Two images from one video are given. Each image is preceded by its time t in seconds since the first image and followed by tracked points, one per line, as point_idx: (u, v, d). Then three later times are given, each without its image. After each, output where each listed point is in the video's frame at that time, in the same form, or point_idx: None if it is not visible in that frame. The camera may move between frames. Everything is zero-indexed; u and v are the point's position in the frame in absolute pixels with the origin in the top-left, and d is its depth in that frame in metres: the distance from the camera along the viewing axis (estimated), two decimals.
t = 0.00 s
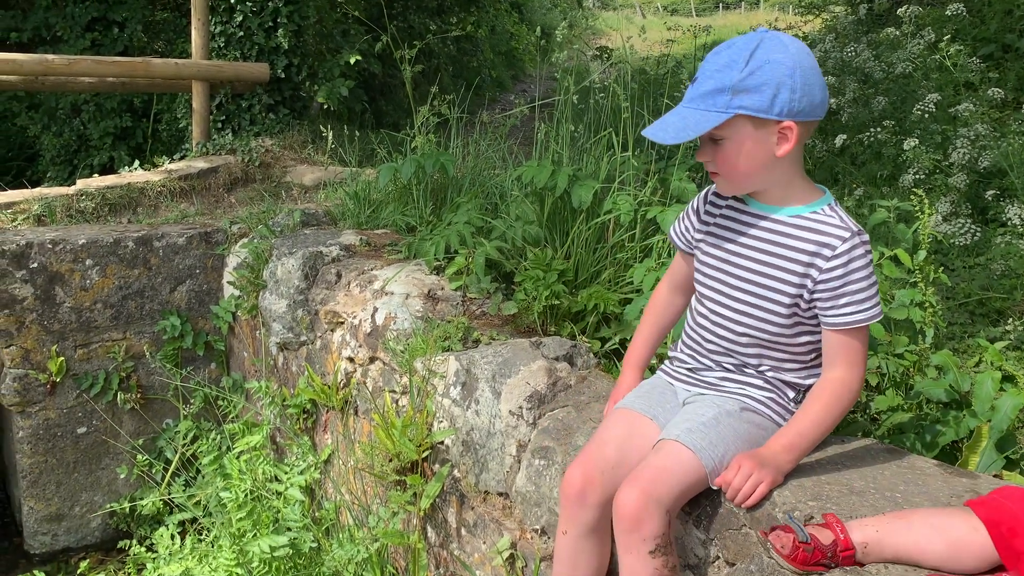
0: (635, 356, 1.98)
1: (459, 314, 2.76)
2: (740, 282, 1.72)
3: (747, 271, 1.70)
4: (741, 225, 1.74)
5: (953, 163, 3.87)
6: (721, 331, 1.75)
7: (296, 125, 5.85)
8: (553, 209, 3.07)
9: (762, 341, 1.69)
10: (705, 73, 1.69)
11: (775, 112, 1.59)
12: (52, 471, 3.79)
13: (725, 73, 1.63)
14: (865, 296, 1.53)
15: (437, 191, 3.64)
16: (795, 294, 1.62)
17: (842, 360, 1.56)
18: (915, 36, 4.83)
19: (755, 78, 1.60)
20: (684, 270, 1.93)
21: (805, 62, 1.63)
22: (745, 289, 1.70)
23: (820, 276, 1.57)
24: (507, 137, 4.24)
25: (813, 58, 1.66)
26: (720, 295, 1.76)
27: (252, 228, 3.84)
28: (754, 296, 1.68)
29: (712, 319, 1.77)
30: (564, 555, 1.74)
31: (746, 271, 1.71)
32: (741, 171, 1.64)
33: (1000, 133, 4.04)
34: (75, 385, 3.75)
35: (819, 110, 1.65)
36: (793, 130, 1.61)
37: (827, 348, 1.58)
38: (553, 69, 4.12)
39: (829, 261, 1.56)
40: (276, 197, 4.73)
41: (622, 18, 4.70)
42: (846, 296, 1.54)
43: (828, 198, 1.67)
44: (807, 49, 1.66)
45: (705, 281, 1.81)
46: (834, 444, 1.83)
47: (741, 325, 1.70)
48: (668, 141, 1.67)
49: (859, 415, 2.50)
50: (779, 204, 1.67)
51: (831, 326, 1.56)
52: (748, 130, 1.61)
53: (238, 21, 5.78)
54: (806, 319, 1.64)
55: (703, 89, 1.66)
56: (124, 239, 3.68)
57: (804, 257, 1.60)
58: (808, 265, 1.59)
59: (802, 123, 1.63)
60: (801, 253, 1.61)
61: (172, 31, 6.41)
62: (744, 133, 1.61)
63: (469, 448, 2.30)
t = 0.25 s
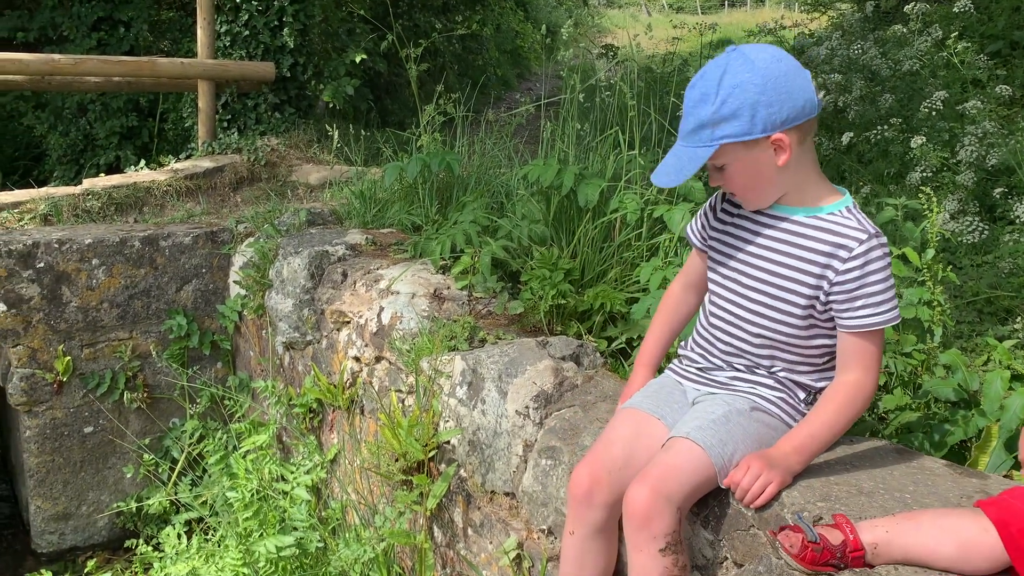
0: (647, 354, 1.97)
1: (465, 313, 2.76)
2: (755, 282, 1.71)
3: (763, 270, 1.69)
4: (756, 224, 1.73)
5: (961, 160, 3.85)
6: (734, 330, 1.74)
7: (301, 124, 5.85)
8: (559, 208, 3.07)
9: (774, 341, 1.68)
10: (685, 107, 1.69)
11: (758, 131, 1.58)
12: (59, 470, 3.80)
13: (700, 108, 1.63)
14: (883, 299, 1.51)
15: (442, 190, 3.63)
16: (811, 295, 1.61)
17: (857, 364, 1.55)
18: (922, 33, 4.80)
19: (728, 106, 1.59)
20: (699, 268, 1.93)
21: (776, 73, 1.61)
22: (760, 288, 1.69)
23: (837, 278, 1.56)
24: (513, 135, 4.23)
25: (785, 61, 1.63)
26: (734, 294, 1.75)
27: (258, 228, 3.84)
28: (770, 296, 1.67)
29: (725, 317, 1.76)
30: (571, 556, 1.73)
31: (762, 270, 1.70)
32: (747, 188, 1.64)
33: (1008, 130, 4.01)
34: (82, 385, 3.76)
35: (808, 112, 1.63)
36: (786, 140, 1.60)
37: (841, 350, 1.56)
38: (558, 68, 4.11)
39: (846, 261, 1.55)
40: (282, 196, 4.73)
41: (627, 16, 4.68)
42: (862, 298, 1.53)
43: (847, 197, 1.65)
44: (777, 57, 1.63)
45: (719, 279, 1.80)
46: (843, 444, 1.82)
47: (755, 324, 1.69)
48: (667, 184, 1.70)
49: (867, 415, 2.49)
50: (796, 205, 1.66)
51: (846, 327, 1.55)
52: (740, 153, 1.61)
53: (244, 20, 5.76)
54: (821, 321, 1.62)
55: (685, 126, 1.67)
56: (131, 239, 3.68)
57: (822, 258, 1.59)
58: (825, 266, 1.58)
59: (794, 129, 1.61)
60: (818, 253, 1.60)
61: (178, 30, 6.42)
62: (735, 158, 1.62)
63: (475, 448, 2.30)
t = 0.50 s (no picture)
0: (647, 356, 1.97)
1: (470, 313, 2.76)
2: (758, 283, 1.70)
3: (766, 272, 1.69)
4: (759, 224, 1.72)
5: (966, 159, 3.83)
6: (739, 332, 1.73)
7: (305, 124, 5.86)
8: (563, 207, 3.07)
9: (778, 342, 1.67)
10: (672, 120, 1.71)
11: (742, 138, 1.59)
12: (65, 470, 3.81)
13: (684, 120, 1.65)
14: (887, 297, 1.50)
15: (446, 190, 3.63)
16: (814, 295, 1.60)
17: (862, 363, 1.54)
18: (927, 31, 4.78)
19: (710, 116, 1.61)
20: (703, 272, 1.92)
21: (757, 78, 1.61)
22: (764, 290, 1.69)
23: (840, 278, 1.55)
24: (517, 135, 4.23)
25: (766, 66, 1.63)
26: (738, 296, 1.75)
27: (262, 228, 3.85)
28: (773, 297, 1.67)
29: (730, 319, 1.76)
30: (576, 557, 1.74)
31: (765, 271, 1.69)
32: (739, 195, 1.65)
33: (1014, 128, 4.00)
34: (87, 385, 3.76)
35: (792, 114, 1.61)
36: (772, 144, 1.60)
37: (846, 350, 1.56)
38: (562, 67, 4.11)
39: (848, 261, 1.54)
40: (286, 196, 4.74)
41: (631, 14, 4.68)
42: (866, 297, 1.52)
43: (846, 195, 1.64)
44: (757, 61, 1.63)
45: (723, 280, 1.79)
46: (849, 444, 1.81)
47: (759, 326, 1.69)
48: (662, 196, 1.72)
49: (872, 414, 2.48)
50: (794, 206, 1.66)
51: (851, 327, 1.54)
52: (727, 161, 1.62)
53: (248, 20, 5.77)
54: (825, 321, 1.62)
55: (673, 138, 1.69)
56: (135, 239, 3.68)
57: (824, 258, 1.58)
58: (828, 266, 1.57)
59: (781, 133, 1.61)
60: (820, 253, 1.59)
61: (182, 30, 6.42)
62: (724, 166, 1.63)
63: (479, 448, 2.29)
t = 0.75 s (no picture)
0: (644, 354, 1.98)
1: (471, 315, 2.76)
2: (755, 285, 1.70)
3: (763, 274, 1.69)
4: (756, 226, 1.72)
5: (967, 159, 3.83)
6: (737, 335, 1.73)
7: (307, 125, 5.87)
8: (564, 209, 3.07)
9: (777, 344, 1.67)
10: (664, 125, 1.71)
11: (733, 142, 1.59)
12: (66, 472, 3.81)
13: (675, 125, 1.65)
14: (883, 296, 1.50)
15: (448, 192, 3.63)
16: (811, 297, 1.60)
17: (861, 364, 1.54)
18: (928, 32, 4.78)
19: (701, 121, 1.61)
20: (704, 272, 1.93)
21: (747, 82, 1.61)
22: (761, 292, 1.69)
23: (836, 279, 1.55)
24: (518, 137, 4.23)
25: (756, 70, 1.63)
26: (735, 299, 1.75)
27: (264, 230, 3.85)
28: (770, 299, 1.67)
29: (728, 322, 1.76)
30: (579, 560, 1.74)
31: (762, 274, 1.69)
32: (733, 198, 1.66)
33: (1014, 129, 4.00)
34: (89, 387, 3.77)
35: (784, 117, 1.61)
36: (763, 148, 1.60)
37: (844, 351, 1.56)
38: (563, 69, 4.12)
39: (843, 261, 1.55)
40: (287, 197, 4.75)
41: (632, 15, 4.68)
42: (862, 298, 1.52)
43: (842, 197, 1.64)
44: (747, 65, 1.63)
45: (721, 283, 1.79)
46: (851, 447, 1.81)
47: (757, 328, 1.69)
48: (655, 201, 1.72)
49: (874, 416, 2.47)
50: (789, 208, 1.66)
51: (848, 328, 1.54)
52: (720, 165, 1.62)
53: (249, 22, 5.79)
54: (822, 322, 1.62)
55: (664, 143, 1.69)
56: (137, 241, 3.69)
57: (820, 259, 1.58)
58: (824, 267, 1.57)
59: (772, 136, 1.61)
60: (816, 255, 1.59)
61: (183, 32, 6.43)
62: (716, 170, 1.63)
63: (481, 450, 2.30)
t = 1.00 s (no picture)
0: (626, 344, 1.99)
1: (471, 318, 2.76)
2: (754, 287, 1.70)
3: (761, 276, 1.69)
4: (754, 229, 1.72)
5: (965, 162, 3.84)
6: (736, 337, 1.73)
7: (306, 128, 5.87)
8: (564, 212, 3.07)
9: (776, 346, 1.67)
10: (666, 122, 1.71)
11: (736, 140, 1.59)
12: (66, 475, 3.81)
13: (678, 121, 1.65)
14: (881, 298, 1.51)
15: (447, 194, 3.63)
16: (809, 299, 1.60)
17: (859, 365, 1.54)
18: (927, 34, 4.79)
19: (705, 118, 1.61)
20: (698, 273, 1.91)
21: (751, 81, 1.61)
22: (760, 294, 1.69)
23: (834, 280, 1.56)
24: (517, 139, 4.23)
25: (760, 70, 1.63)
26: (734, 302, 1.75)
27: (263, 232, 3.84)
28: (769, 301, 1.67)
29: (727, 324, 1.76)
30: (579, 561, 1.74)
31: (761, 276, 1.69)
32: (733, 197, 1.65)
33: (1013, 131, 4.00)
34: (88, 389, 3.77)
35: (786, 117, 1.62)
36: (766, 147, 1.60)
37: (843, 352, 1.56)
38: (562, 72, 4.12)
39: (841, 263, 1.55)
40: (286, 200, 4.75)
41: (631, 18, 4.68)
42: (860, 299, 1.52)
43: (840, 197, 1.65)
44: (752, 64, 1.64)
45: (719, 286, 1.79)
46: (850, 450, 1.82)
47: (756, 330, 1.69)
48: (655, 197, 1.71)
49: (874, 418, 2.47)
50: (787, 210, 1.66)
51: (846, 329, 1.54)
52: (722, 163, 1.62)
53: (248, 24, 5.80)
54: (821, 324, 1.62)
55: (667, 140, 1.69)
56: (136, 244, 3.69)
57: (818, 261, 1.59)
58: (822, 269, 1.58)
59: (774, 136, 1.61)
60: (815, 257, 1.59)
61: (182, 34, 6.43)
62: (717, 169, 1.63)
63: (481, 453, 2.30)
